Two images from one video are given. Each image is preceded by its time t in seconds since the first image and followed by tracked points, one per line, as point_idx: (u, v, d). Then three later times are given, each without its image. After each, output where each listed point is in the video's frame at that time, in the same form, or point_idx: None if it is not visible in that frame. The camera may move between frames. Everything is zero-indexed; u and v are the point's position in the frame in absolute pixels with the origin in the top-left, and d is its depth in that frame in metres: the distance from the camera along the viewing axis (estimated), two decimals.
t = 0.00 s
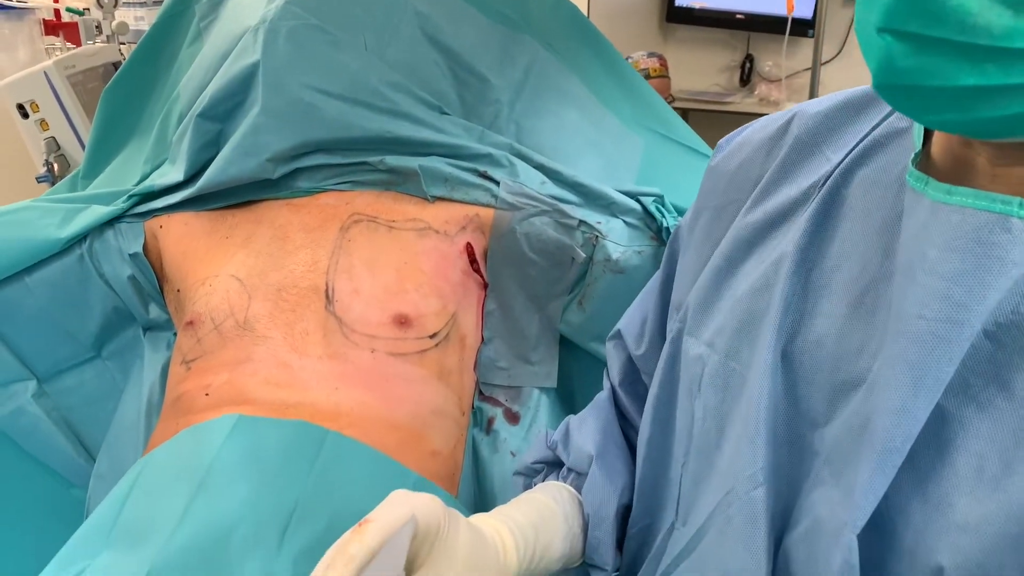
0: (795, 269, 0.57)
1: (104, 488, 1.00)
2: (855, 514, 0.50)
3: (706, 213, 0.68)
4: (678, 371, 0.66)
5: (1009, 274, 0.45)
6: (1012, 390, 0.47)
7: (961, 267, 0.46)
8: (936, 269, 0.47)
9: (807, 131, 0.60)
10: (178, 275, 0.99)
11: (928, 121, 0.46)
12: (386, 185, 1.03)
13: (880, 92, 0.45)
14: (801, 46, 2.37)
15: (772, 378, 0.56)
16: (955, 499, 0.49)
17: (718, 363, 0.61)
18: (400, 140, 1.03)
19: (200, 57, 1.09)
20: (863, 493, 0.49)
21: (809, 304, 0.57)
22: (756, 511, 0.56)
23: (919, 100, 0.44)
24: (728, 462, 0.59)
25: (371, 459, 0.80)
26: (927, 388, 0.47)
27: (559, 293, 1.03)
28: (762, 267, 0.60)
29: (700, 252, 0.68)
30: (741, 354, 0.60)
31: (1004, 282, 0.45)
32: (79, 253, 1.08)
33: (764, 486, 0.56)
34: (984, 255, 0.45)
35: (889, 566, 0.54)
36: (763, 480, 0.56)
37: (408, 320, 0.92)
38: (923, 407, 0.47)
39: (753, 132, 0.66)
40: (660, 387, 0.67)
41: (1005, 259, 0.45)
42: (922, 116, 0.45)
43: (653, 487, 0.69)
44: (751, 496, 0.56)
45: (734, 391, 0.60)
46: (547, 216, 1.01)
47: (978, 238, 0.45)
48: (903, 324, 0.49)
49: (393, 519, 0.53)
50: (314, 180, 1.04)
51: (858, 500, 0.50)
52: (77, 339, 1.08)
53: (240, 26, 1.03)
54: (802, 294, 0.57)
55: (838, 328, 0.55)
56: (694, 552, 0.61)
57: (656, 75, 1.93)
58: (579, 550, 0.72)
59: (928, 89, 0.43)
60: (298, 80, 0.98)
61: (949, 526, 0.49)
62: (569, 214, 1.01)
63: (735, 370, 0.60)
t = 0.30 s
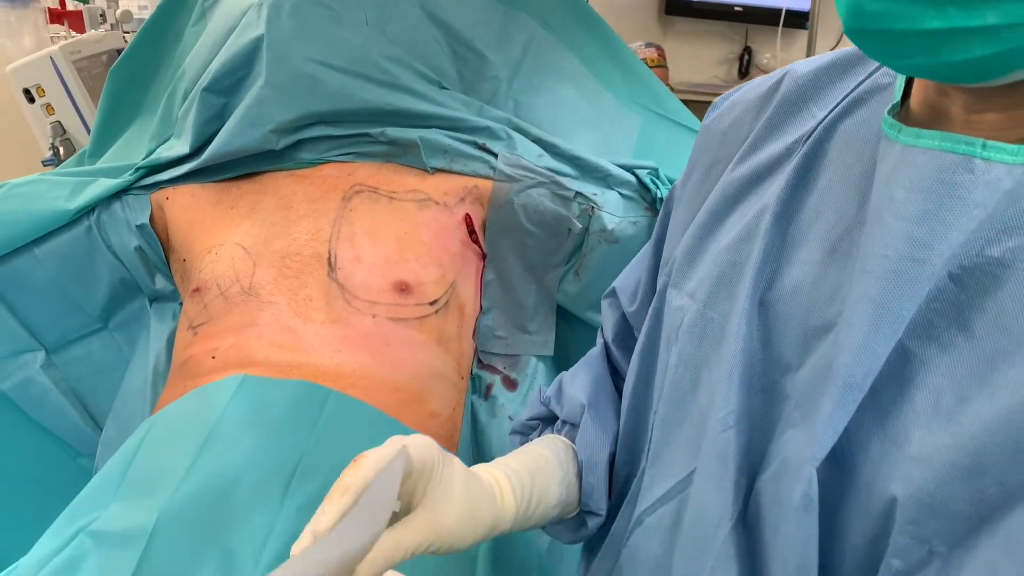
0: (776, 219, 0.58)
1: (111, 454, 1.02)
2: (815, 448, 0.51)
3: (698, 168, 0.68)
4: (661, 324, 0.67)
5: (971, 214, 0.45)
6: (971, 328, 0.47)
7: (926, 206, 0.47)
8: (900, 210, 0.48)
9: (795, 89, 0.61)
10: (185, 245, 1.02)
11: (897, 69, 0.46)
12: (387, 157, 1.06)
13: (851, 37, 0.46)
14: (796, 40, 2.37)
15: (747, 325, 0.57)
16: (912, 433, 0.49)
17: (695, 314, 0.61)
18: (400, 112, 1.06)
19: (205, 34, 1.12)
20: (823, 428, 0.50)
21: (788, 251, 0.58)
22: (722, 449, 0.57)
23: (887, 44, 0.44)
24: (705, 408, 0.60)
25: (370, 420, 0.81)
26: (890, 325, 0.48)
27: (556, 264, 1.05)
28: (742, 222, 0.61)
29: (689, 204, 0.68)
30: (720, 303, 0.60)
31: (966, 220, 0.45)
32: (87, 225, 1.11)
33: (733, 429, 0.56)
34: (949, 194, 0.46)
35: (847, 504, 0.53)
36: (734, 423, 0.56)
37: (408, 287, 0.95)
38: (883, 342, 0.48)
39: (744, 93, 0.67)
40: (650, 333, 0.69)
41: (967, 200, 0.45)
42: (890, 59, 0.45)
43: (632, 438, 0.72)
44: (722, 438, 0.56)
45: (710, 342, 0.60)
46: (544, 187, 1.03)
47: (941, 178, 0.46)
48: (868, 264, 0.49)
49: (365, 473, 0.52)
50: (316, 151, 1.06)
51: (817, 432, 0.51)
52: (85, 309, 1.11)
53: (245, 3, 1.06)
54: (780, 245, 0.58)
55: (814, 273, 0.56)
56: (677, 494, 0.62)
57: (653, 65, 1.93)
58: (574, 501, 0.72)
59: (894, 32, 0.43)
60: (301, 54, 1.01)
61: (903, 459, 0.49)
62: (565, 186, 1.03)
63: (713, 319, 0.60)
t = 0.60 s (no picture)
0: (755, 185, 0.59)
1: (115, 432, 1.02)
2: (783, 404, 0.52)
3: (675, 139, 0.68)
4: (641, 291, 0.66)
5: (936, 172, 0.47)
6: (936, 286, 0.49)
7: (896, 165, 0.48)
8: (870, 168, 0.49)
9: (778, 56, 0.62)
10: (187, 224, 1.03)
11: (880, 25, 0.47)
12: (387, 137, 1.08)
13: None
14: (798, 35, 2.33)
15: (722, 289, 0.58)
16: (874, 387, 0.51)
17: (674, 281, 0.62)
18: (398, 93, 1.08)
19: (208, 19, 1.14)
20: (792, 386, 0.52)
21: (762, 219, 0.59)
22: (693, 412, 0.58)
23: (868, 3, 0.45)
24: (681, 374, 0.61)
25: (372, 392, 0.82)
26: (857, 284, 0.49)
27: (554, 244, 1.06)
28: (721, 189, 0.62)
29: (671, 169, 0.68)
30: (697, 272, 0.61)
31: (932, 178, 0.47)
32: (92, 206, 1.13)
33: (702, 391, 0.58)
34: (915, 153, 0.47)
35: (814, 460, 0.55)
36: (703, 385, 0.58)
37: (408, 265, 0.96)
38: (852, 301, 0.50)
39: (725, 62, 0.68)
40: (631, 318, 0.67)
41: (934, 157, 0.47)
42: (871, 17, 0.46)
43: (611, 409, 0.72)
44: (691, 400, 0.58)
45: (688, 308, 0.61)
46: (542, 168, 1.05)
47: (912, 138, 0.47)
48: (837, 225, 0.51)
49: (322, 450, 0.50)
50: (318, 132, 1.09)
51: (786, 389, 0.52)
52: (89, 291, 1.12)
53: None
54: (756, 211, 0.59)
55: (788, 239, 0.57)
56: (651, 459, 0.63)
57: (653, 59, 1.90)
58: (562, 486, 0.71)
59: None
60: (303, 34, 1.03)
61: (867, 413, 0.51)
62: (564, 167, 1.05)
63: (689, 288, 0.61)
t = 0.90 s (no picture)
0: (732, 160, 0.58)
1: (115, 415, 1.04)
2: (752, 376, 0.51)
3: (659, 112, 0.67)
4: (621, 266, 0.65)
5: (898, 140, 0.47)
6: (900, 254, 0.49)
7: (858, 134, 0.48)
8: (832, 138, 0.49)
9: (757, 33, 0.60)
10: (187, 209, 1.05)
11: None
12: (386, 123, 1.09)
13: None
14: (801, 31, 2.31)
15: (696, 265, 0.57)
16: (838, 356, 0.50)
17: (654, 259, 0.60)
18: (396, 78, 1.09)
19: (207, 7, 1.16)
20: (759, 358, 0.51)
21: (738, 194, 0.58)
22: (664, 388, 0.57)
23: None
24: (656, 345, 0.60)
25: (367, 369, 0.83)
26: (821, 252, 0.49)
27: (551, 230, 1.06)
28: (704, 159, 0.60)
29: (652, 142, 0.67)
30: (675, 250, 0.59)
31: (891, 146, 0.47)
32: (93, 191, 1.14)
33: (674, 365, 0.57)
34: (870, 122, 0.48)
35: (784, 433, 0.54)
36: (676, 358, 0.57)
37: (406, 248, 0.97)
38: (817, 269, 0.50)
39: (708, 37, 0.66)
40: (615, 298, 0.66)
41: (895, 126, 0.47)
42: None
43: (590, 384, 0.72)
44: (663, 373, 0.57)
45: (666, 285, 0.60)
46: (539, 154, 1.06)
47: (872, 107, 0.48)
48: (803, 196, 0.50)
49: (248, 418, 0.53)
50: (316, 117, 1.10)
51: (753, 360, 0.51)
52: (90, 275, 1.13)
53: None
54: (732, 184, 0.58)
55: (761, 215, 0.55)
56: (624, 438, 0.62)
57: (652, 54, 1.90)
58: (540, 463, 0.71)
59: None
60: (302, 20, 1.04)
61: (830, 382, 0.50)
62: (560, 153, 1.06)
63: (667, 266, 0.60)
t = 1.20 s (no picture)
0: (722, 136, 0.58)
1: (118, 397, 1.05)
2: (728, 338, 0.51)
3: (662, 80, 0.68)
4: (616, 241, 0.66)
5: (886, 107, 0.47)
6: (883, 222, 0.48)
7: (845, 98, 0.48)
8: (822, 103, 0.48)
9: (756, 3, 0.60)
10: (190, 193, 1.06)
11: None
12: (387, 106, 1.10)
13: None
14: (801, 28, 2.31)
15: (683, 237, 0.57)
16: (818, 321, 0.49)
17: (646, 230, 0.60)
18: (398, 61, 1.10)
19: None
20: (737, 320, 0.51)
21: (727, 163, 0.58)
22: (651, 354, 0.57)
23: None
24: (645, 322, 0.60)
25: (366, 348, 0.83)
26: (803, 218, 0.49)
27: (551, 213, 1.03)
28: (695, 130, 0.60)
29: (647, 117, 0.68)
30: (665, 220, 0.59)
31: (879, 112, 0.47)
32: (96, 174, 1.15)
33: (663, 331, 0.57)
34: (863, 87, 0.47)
35: (759, 396, 0.53)
36: (664, 325, 0.57)
37: (407, 230, 0.97)
38: (798, 235, 0.49)
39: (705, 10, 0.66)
40: (600, 264, 0.68)
41: (883, 92, 0.47)
42: None
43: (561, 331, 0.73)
44: (650, 340, 0.57)
45: (659, 255, 0.60)
46: (539, 138, 1.07)
47: (860, 72, 0.47)
48: (788, 161, 0.50)
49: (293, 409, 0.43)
50: (319, 100, 1.10)
51: (731, 322, 0.51)
52: (93, 259, 1.14)
53: None
54: (721, 154, 0.58)
55: (748, 183, 0.55)
56: (614, 407, 0.63)
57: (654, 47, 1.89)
58: (520, 369, 0.72)
59: None
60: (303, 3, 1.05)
61: (809, 346, 0.49)
62: (560, 137, 1.07)
63: (660, 235, 0.59)
